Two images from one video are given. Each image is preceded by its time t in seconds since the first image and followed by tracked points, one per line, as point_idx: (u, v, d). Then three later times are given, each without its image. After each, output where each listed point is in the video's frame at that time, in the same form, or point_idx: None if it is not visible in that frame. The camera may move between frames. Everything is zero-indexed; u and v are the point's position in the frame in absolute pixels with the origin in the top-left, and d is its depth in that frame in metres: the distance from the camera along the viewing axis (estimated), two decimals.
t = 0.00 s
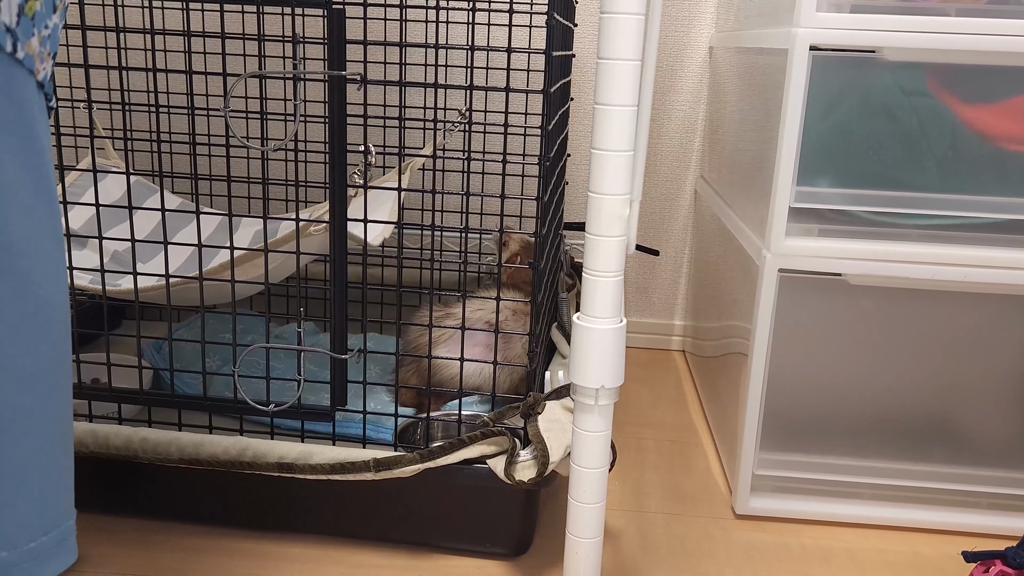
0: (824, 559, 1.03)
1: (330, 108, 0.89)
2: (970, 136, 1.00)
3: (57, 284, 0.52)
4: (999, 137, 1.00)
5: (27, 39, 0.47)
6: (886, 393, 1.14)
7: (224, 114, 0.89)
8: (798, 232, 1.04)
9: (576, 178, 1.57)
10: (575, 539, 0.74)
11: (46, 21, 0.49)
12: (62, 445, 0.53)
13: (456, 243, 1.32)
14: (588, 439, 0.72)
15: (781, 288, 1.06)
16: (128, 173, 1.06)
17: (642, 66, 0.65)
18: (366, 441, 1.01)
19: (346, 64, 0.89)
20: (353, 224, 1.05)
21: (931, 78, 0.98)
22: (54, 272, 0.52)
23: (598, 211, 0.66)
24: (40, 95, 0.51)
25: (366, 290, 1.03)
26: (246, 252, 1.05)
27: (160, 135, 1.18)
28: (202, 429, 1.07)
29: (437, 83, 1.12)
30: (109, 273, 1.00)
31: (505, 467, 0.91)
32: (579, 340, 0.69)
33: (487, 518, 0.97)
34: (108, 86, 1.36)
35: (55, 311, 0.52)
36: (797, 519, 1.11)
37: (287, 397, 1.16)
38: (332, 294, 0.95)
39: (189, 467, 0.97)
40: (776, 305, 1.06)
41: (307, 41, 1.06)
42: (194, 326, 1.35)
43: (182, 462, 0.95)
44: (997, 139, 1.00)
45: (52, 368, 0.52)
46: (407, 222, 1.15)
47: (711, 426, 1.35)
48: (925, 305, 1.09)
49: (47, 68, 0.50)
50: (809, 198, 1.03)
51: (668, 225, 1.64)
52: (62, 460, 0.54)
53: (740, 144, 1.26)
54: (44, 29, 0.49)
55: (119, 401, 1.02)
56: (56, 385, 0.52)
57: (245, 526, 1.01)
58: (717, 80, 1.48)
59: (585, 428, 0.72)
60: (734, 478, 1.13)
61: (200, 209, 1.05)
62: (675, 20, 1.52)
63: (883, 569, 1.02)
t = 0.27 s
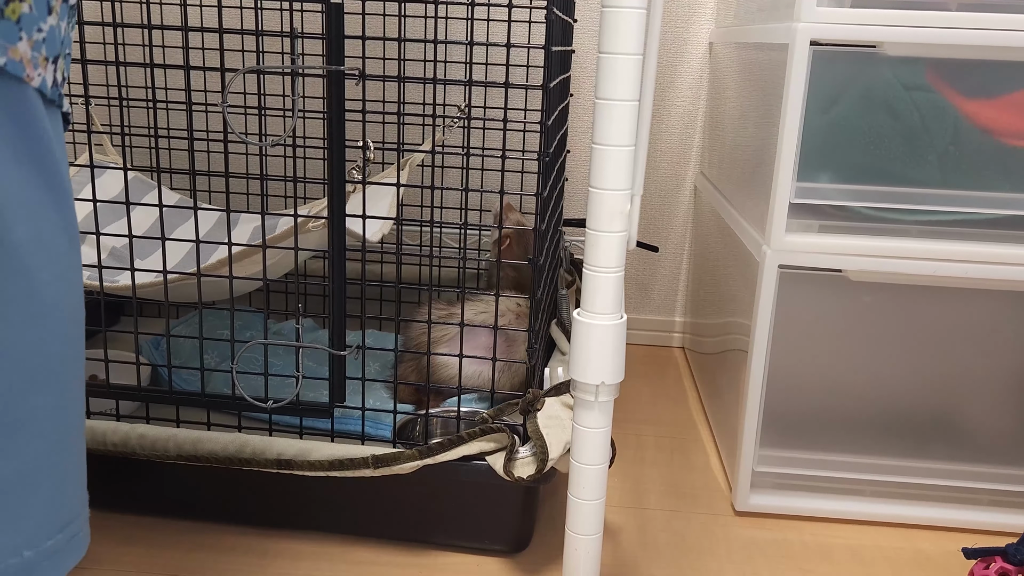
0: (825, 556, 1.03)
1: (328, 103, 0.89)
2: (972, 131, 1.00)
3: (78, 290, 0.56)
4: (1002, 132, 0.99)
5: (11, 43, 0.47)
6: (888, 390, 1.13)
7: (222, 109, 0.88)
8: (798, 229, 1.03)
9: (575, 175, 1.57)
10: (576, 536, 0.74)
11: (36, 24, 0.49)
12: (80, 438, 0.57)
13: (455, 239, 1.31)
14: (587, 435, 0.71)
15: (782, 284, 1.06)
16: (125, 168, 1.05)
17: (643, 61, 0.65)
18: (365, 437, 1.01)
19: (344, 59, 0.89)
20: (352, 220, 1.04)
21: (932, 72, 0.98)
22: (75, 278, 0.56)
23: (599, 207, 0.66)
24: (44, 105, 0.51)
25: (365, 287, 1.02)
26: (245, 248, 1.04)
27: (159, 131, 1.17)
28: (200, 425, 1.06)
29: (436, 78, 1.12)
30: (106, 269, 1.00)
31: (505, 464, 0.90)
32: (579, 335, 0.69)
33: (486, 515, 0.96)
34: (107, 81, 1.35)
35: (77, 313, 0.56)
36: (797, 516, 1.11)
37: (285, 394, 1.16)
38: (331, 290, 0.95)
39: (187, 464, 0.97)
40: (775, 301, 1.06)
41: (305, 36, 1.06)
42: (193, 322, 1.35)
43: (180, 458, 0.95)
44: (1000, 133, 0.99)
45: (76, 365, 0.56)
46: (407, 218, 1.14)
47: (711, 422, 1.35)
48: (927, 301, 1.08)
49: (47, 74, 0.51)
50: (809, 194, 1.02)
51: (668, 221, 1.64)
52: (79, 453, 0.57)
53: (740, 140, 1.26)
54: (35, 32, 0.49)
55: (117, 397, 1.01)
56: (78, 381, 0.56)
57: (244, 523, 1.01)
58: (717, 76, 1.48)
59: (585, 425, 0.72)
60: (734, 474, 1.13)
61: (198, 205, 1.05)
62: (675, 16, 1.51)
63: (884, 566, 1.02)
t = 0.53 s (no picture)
0: (827, 553, 1.03)
1: (329, 99, 0.89)
2: (973, 127, 0.99)
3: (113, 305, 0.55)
4: (1003, 127, 0.99)
5: (83, 53, 0.44)
6: (887, 386, 1.14)
7: (223, 104, 0.88)
8: (800, 225, 1.03)
9: (577, 171, 1.57)
10: (586, 532, 0.79)
11: (105, 31, 0.45)
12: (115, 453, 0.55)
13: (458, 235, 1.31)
14: (600, 432, 0.76)
15: (784, 280, 1.06)
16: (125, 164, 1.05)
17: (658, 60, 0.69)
18: (366, 434, 1.01)
19: (345, 55, 0.89)
20: (353, 216, 1.04)
21: (933, 68, 0.97)
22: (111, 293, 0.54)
23: (614, 201, 0.70)
24: (96, 111, 0.48)
25: (368, 284, 1.03)
26: (247, 244, 1.04)
27: (160, 126, 1.17)
28: (202, 421, 1.06)
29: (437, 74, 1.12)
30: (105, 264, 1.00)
31: (506, 460, 0.90)
32: (594, 331, 0.74)
33: (488, 511, 0.96)
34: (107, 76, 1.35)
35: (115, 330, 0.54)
36: (799, 512, 1.11)
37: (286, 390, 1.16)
38: (332, 286, 0.95)
39: (189, 460, 0.97)
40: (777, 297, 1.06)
41: (307, 31, 1.06)
42: (194, 318, 1.34)
43: (181, 454, 0.95)
44: (1001, 129, 0.99)
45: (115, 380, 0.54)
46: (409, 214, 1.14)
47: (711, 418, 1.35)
48: (929, 298, 1.08)
49: (103, 80, 0.48)
50: (810, 190, 1.02)
51: (669, 217, 1.63)
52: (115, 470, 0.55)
53: (740, 137, 1.27)
54: (103, 40, 0.45)
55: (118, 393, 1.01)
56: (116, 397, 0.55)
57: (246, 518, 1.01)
58: (719, 72, 1.48)
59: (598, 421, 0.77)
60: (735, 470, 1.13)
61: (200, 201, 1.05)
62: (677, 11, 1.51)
63: (885, 562, 1.02)
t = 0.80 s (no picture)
0: (851, 554, 1.03)
1: (356, 99, 0.89)
2: (971, 124, 1.00)
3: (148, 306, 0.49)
4: (1001, 124, 0.99)
5: (169, 56, 0.43)
6: (888, 383, 1.15)
7: (249, 104, 0.88)
8: (801, 222, 1.03)
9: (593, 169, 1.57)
10: (619, 528, 0.83)
11: (185, 35, 0.45)
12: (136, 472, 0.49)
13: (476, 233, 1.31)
14: (634, 429, 0.80)
15: (783, 278, 1.06)
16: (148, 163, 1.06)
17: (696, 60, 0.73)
18: (391, 432, 1.01)
19: (372, 53, 0.89)
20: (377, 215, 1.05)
21: (933, 66, 0.97)
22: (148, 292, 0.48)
23: (652, 200, 0.74)
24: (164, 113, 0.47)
25: (392, 282, 1.03)
26: (273, 243, 1.04)
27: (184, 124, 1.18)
28: (227, 419, 1.07)
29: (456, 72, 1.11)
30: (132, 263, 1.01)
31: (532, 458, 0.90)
32: (630, 329, 0.77)
33: (513, 510, 0.97)
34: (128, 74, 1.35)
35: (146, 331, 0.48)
36: (820, 512, 1.11)
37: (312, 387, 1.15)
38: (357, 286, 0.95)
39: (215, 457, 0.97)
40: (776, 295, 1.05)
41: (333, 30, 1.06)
42: (215, 316, 1.35)
43: (208, 451, 0.95)
44: (999, 125, 0.99)
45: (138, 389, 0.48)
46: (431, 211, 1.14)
47: (711, 415, 1.35)
48: (928, 296, 1.09)
49: (180, 84, 0.47)
50: (811, 187, 1.02)
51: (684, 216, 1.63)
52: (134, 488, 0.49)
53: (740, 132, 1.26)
54: (184, 42, 0.45)
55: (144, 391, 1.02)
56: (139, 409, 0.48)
57: (271, 515, 1.02)
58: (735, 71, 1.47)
59: (633, 419, 0.80)
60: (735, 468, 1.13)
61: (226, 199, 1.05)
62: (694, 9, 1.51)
63: (907, 562, 1.02)
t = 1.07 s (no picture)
0: (875, 552, 1.03)
1: (392, 100, 0.88)
2: (971, 125, 0.96)
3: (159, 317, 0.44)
4: (1000, 124, 0.95)
5: (219, 61, 0.43)
6: (884, 381, 1.16)
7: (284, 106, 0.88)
8: (797, 223, 0.99)
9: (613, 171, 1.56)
10: (659, 530, 0.83)
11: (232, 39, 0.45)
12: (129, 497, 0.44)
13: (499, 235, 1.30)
14: (674, 430, 0.80)
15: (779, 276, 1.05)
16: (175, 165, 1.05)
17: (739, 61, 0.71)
18: (423, 433, 1.01)
19: (407, 55, 0.88)
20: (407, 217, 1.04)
21: (932, 65, 0.93)
22: (159, 304, 0.44)
23: (694, 202, 0.73)
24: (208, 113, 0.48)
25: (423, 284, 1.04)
26: (304, 244, 1.03)
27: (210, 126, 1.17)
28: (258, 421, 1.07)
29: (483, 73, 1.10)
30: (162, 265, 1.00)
31: (568, 459, 0.90)
32: (672, 330, 0.77)
33: (546, 512, 0.96)
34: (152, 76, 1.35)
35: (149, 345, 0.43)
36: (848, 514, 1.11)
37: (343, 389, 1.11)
38: (390, 287, 0.95)
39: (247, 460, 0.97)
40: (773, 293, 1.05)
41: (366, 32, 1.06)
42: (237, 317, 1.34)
43: (241, 454, 0.95)
44: (998, 126, 0.96)
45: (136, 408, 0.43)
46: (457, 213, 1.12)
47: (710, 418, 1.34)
48: (923, 295, 1.09)
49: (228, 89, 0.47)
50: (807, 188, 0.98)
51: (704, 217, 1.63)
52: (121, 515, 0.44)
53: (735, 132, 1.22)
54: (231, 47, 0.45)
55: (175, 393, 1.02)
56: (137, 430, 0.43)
57: (299, 517, 1.02)
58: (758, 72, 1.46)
59: (673, 420, 0.80)
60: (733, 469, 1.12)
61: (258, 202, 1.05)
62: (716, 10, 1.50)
63: (936, 565, 1.01)
